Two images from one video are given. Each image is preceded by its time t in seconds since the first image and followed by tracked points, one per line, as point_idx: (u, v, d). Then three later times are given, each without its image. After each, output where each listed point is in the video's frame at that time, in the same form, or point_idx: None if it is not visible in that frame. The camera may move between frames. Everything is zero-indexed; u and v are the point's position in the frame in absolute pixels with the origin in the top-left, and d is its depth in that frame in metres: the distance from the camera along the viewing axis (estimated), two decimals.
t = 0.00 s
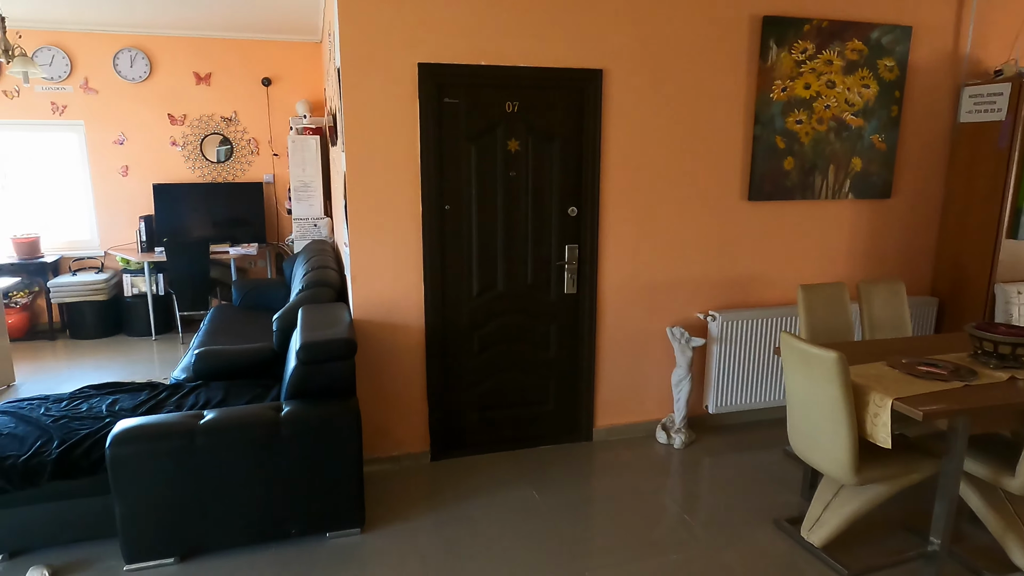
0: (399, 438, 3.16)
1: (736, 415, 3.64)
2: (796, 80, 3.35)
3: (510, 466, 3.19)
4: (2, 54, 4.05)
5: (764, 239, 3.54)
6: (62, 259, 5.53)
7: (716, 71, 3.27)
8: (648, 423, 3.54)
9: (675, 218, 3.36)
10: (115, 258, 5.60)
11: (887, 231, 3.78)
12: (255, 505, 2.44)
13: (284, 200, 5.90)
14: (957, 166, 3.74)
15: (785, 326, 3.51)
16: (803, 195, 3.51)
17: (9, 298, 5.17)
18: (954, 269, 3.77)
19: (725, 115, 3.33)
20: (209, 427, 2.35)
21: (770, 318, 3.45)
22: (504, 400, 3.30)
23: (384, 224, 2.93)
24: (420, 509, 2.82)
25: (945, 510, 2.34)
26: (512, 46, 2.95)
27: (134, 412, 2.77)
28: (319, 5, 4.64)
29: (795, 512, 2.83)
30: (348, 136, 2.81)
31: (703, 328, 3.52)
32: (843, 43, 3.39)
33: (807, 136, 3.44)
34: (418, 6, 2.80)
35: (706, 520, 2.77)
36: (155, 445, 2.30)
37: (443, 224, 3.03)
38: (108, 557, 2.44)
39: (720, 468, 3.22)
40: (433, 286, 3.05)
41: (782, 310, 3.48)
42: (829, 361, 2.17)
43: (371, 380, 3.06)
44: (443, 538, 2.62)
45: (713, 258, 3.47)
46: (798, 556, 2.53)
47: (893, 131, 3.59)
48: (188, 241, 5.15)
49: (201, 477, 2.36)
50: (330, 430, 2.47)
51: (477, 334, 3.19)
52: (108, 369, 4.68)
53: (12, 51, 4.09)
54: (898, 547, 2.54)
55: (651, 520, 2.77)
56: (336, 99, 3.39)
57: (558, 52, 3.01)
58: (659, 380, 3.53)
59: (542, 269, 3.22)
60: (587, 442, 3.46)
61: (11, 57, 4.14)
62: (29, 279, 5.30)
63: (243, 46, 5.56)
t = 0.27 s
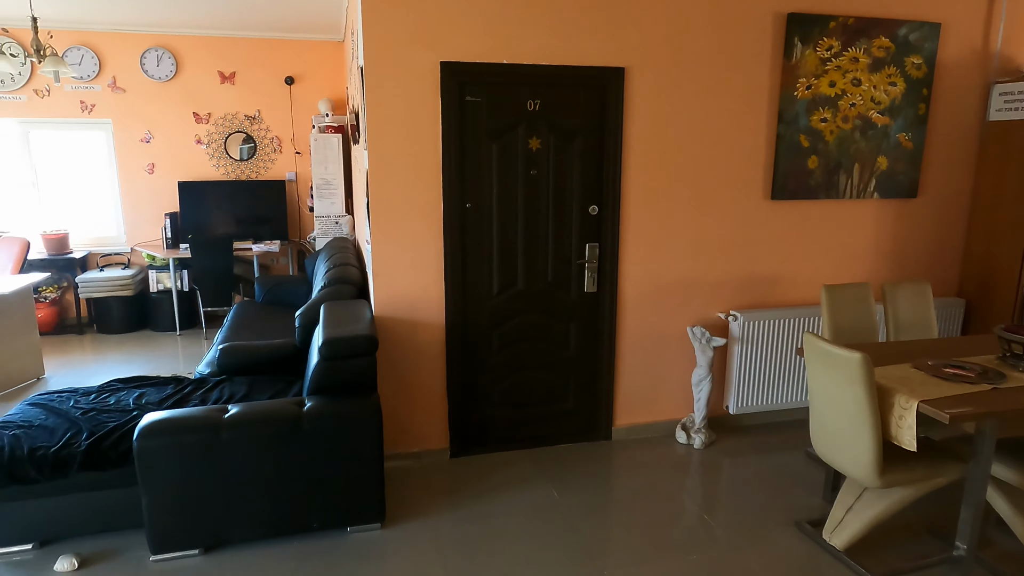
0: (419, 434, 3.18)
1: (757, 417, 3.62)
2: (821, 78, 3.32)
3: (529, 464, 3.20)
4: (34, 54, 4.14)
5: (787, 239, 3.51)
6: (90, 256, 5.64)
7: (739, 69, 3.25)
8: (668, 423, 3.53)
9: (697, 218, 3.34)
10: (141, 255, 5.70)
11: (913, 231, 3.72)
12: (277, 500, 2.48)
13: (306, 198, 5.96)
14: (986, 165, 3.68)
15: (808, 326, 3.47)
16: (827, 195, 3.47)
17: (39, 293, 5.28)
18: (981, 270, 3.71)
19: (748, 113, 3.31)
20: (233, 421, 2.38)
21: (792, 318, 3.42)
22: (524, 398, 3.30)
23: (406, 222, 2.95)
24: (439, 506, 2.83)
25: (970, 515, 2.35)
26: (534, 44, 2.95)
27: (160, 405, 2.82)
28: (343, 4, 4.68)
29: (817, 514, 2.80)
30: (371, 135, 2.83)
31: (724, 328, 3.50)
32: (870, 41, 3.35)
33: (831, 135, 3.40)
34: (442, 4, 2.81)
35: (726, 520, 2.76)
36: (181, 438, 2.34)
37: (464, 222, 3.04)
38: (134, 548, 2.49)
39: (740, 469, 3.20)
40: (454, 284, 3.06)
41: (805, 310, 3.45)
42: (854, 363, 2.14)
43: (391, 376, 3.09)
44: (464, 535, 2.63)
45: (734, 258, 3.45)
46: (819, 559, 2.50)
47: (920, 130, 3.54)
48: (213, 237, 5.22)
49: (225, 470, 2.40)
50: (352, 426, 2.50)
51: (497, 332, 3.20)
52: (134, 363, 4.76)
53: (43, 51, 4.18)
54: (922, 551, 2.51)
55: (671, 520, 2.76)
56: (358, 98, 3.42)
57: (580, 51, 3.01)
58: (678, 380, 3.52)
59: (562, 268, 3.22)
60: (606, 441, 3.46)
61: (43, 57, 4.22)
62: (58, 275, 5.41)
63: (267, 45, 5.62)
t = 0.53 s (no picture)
0: (439, 431, 3.19)
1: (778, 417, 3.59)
2: (846, 75, 3.27)
3: (548, 461, 3.20)
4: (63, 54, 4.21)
5: (810, 238, 3.47)
6: (115, 251, 5.73)
7: (763, 66, 3.21)
8: (688, 422, 3.51)
9: (719, 216, 3.32)
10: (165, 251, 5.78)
11: (940, 230, 3.66)
12: (299, 494, 2.50)
13: (327, 195, 6.01)
14: (1016, 163, 3.61)
15: (831, 326, 3.44)
16: (852, 193, 3.43)
17: (66, 288, 5.37)
18: (1010, 270, 3.64)
19: (771, 110, 3.27)
20: (257, 415, 2.41)
21: (815, 318, 3.38)
22: (543, 396, 3.30)
23: (427, 220, 2.96)
24: (459, 502, 2.84)
25: (998, 520, 2.33)
26: (556, 41, 2.94)
27: (184, 399, 2.86)
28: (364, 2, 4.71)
29: (840, 516, 2.77)
30: (393, 133, 2.85)
31: (746, 327, 3.47)
32: (897, 37, 3.30)
33: (857, 132, 3.35)
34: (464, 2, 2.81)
35: (746, 521, 2.74)
36: (205, 432, 2.37)
37: (485, 220, 3.04)
38: (159, 539, 2.53)
39: (761, 469, 3.18)
40: (474, 282, 3.07)
41: (828, 310, 3.41)
42: (881, 363, 2.12)
43: (411, 373, 3.10)
44: (483, 531, 2.64)
45: (756, 256, 3.42)
46: (842, 561, 2.48)
47: (948, 127, 3.48)
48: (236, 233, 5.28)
49: (248, 463, 2.43)
50: (373, 421, 2.52)
51: (516, 330, 3.20)
52: (158, 358, 4.83)
53: (72, 51, 4.25)
54: (948, 555, 2.47)
55: (692, 520, 2.75)
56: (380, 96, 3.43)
57: (602, 48, 3.00)
58: (699, 379, 3.50)
59: (582, 265, 3.21)
60: (625, 440, 3.45)
61: (71, 56, 4.29)
62: (85, 270, 5.47)
63: (289, 43, 5.67)
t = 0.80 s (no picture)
0: (455, 429, 3.20)
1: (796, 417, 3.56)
2: (867, 73, 3.24)
3: (564, 461, 3.19)
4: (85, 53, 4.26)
5: (830, 237, 3.44)
6: (135, 249, 5.79)
7: (783, 64, 3.19)
8: (705, 422, 3.49)
9: (737, 215, 3.30)
10: (183, 249, 5.83)
11: (962, 229, 3.62)
12: (317, 491, 2.52)
13: (343, 193, 6.03)
14: None
15: (850, 326, 3.40)
16: (872, 192, 3.39)
17: (87, 285, 5.50)
18: None
19: (791, 109, 3.25)
20: (276, 412, 2.43)
21: (834, 318, 3.35)
22: (560, 395, 3.30)
23: (444, 218, 2.97)
24: (475, 500, 2.85)
25: (1022, 524, 2.25)
26: (574, 40, 2.93)
27: (204, 396, 2.89)
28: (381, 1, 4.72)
29: (859, 518, 2.75)
30: (411, 131, 2.85)
31: (764, 327, 3.44)
32: (919, 34, 3.26)
33: (878, 130, 3.32)
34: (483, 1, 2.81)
35: (765, 522, 2.72)
36: (225, 429, 2.39)
37: (502, 218, 3.05)
38: (180, 534, 2.56)
39: (779, 470, 3.15)
40: (491, 280, 3.07)
41: (847, 310, 3.38)
42: (903, 365, 2.09)
43: (428, 371, 3.11)
44: (500, 529, 2.65)
45: (775, 256, 3.39)
46: (862, 563, 2.46)
47: (971, 125, 3.43)
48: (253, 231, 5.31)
49: (267, 461, 2.45)
50: (390, 419, 2.52)
51: (533, 328, 3.20)
52: (176, 355, 4.88)
53: (94, 50, 4.30)
54: (969, 559, 2.44)
55: (709, 520, 2.73)
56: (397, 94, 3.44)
57: (621, 46, 2.98)
58: (716, 379, 3.48)
59: (599, 264, 3.20)
60: (642, 440, 3.44)
61: (93, 55, 4.34)
62: (105, 267, 5.60)
63: (306, 42, 5.70)
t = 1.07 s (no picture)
0: (464, 427, 3.20)
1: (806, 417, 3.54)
2: (880, 70, 3.21)
3: (573, 459, 3.19)
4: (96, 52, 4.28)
5: (841, 236, 3.42)
6: (145, 247, 5.82)
7: (794, 62, 3.17)
8: (714, 421, 3.48)
9: (747, 213, 3.28)
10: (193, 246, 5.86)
11: (975, 228, 3.58)
12: (327, 489, 2.53)
13: (352, 191, 6.04)
14: None
15: (861, 326, 3.38)
16: (884, 190, 3.37)
17: (98, 283, 5.55)
18: None
19: (802, 107, 3.23)
20: (287, 410, 2.44)
21: (845, 317, 3.33)
22: (569, 394, 3.30)
23: (454, 217, 2.97)
24: (484, 498, 2.85)
25: None
26: (584, 38, 2.92)
27: (215, 393, 2.90)
28: None
29: (871, 518, 2.73)
30: (421, 130, 2.86)
31: (774, 326, 3.43)
32: (932, 31, 3.23)
33: (890, 128, 3.29)
34: None
35: (775, 522, 2.71)
36: (236, 426, 2.40)
37: (511, 217, 3.04)
38: (191, 531, 2.57)
39: (789, 469, 3.14)
40: (500, 279, 3.07)
41: (858, 309, 3.35)
42: (916, 364, 2.08)
43: (437, 369, 3.11)
44: (509, 528, 2.65)
45: (785, 255, 3.37)
46: (873, 564, 2.44)
47: (984, 123, 3.40)
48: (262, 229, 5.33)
49: (278, 458, 2.46)
50: (400, 417, 2.53)
51: (542, 327, 3.20)
52: (187, 352, 4.91)
53: (105, 49, 4.32)
54: (982, 560, 2.42)
55: (719, 520, 2.72)
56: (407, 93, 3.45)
57: (631, 44, 2.97)
58: (725, 378, 3.47)
59: (609, 263, 3.20)
60: (651, 439, 3.43)
61: (104, 54, 4.36)
62: (115, 265, 5.62)
63: (315, 41, 5.71)
